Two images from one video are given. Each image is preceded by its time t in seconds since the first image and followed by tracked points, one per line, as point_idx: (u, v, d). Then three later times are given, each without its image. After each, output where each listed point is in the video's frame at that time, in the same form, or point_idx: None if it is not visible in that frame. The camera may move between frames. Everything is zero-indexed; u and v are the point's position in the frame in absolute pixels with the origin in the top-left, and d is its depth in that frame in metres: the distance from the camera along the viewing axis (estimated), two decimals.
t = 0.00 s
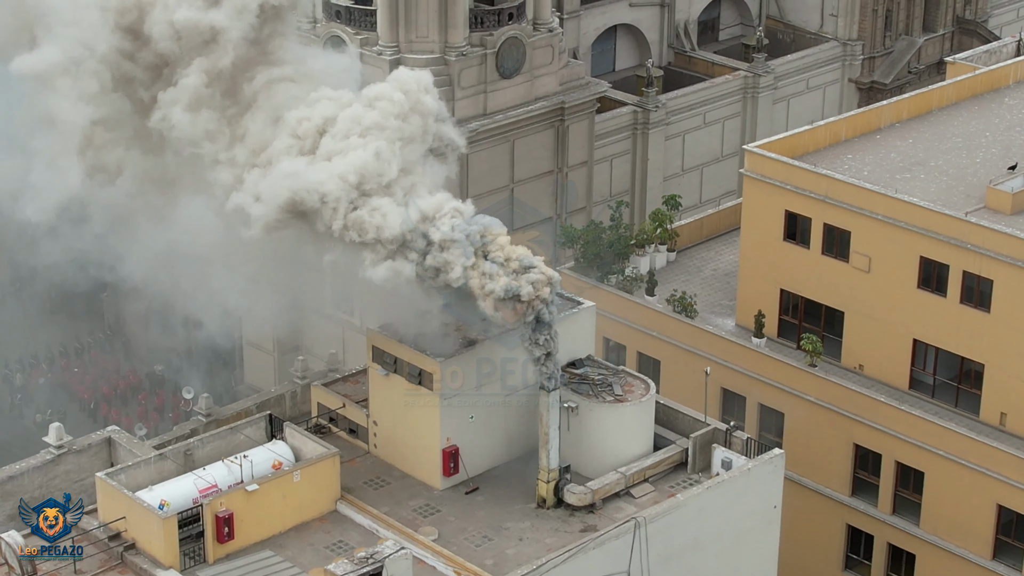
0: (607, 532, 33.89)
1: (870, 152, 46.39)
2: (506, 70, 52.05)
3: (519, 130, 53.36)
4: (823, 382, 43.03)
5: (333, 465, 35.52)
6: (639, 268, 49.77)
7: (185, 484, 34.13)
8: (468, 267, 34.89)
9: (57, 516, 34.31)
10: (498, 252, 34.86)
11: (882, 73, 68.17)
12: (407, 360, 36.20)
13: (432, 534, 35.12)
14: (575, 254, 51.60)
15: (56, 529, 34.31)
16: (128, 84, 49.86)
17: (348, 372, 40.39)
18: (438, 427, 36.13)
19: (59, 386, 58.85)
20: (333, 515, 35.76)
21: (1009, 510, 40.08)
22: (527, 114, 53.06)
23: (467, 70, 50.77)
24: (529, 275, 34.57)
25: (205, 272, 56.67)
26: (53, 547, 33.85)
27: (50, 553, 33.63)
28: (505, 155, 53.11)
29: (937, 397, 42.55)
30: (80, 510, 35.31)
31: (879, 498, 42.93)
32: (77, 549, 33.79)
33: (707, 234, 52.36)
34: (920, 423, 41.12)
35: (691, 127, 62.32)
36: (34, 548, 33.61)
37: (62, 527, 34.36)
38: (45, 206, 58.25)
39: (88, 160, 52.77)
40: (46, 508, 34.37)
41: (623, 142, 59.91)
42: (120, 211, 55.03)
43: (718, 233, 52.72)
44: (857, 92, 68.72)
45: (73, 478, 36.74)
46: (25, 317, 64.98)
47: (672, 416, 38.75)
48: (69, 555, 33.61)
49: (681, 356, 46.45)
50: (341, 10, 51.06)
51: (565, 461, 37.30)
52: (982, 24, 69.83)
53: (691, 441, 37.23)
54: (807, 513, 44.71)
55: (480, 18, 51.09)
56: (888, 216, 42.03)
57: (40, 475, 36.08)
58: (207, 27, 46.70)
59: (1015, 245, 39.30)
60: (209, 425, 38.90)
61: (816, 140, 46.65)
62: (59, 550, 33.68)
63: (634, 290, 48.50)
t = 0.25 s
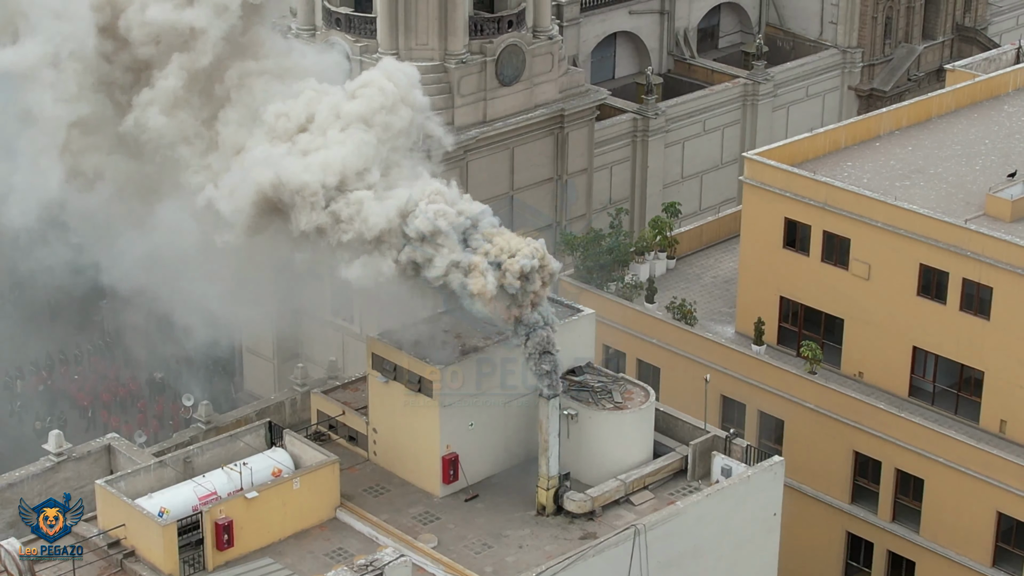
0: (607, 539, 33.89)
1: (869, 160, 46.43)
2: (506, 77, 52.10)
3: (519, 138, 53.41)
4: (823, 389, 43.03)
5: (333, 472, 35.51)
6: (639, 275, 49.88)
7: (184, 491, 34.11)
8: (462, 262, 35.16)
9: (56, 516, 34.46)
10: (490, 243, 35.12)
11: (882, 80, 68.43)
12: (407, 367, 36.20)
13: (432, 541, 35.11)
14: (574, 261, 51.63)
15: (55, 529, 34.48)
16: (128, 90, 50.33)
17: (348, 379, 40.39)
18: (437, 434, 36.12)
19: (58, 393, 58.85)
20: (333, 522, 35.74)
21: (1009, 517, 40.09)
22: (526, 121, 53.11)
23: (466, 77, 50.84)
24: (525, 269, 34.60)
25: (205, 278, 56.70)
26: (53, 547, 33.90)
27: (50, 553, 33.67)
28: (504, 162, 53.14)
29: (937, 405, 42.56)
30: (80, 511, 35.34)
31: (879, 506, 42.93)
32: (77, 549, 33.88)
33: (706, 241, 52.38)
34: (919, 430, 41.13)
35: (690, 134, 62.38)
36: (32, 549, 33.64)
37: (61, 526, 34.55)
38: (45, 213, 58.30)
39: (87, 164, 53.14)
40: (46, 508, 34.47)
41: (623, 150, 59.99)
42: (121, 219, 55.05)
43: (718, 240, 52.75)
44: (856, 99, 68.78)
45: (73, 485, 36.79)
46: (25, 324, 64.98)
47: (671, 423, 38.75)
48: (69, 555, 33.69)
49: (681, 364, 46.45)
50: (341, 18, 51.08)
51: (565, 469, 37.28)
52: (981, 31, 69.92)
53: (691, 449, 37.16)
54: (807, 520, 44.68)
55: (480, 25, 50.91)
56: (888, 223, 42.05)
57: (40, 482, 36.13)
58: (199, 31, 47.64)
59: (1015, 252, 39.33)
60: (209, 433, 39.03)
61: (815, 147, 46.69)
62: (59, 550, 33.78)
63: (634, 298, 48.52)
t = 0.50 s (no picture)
0: (607, 544, 33.90)
1: (869, 165, 46.44)
2: (506, 82, 52.14)
3: (519, 143, 53.42)
4: (823, 394, 43.02)
5: (333, 478, 35.49)
6: (639, 281, 49.77)
7: (184, 497, 34.10)
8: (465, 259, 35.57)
9: (56, 516, 34.80)
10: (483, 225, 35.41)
11: (881, 85, 68.15)
12: (407, 373, 36.21)
13: (432, 547, 35.10)
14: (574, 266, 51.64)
15: (55, 529, 34.72)
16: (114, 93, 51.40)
17: (347, 385, 40.38)
18: (437, 439, 36.13)
19: (58, 398, 58.88)
20: (333, 527, 35.72)
21: (1009, 523, 40.07)
22: (526, 126, 53.09)
23: (467, 82, 50.89)
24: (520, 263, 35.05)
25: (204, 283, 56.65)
26: (52, 546, 34.11)
27: (47, 553, 33.90)
28: (504, 167, 53.16)
29: (937, 410, 42.55)
30: (79, 511, 35.60)
31: (879, 511, 42.92)
32: (77, 548, 34.04)
33: (706, 246, 52.39)
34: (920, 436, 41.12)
35: (690, 140, 62.41)
36: (32, 548, 33.88)
37: (61, 526, 34.79)
38: (45, 219, 58.30)
39: (77, 168, 54.21)
40: (46, 509, 34.90)
41: (623, 155, 60.03)
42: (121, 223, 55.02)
43: (718, 245, 52.75)
44: (856, 105, 68.82)
45: (72, 490, 36.80)
46: (24, 329, 64.98)
47: (671, 429, 38.74)
48: (69, 554, 33.87)
49: (681, 369, 46.44)
50: (341, 23, 51.05)
51: (565, 474, 37.26)
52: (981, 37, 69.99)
53: (691, 453, 37.25)
54: (807, 526, 44.65)
55: (479, 30, 51.06)
56: (888, 228, 42.06)
57: (40, 487, 36.14)
58: (179, 29, 48.45)
59: (1015, 258, 39.35)
60: (208, 438, 39.01)
61: (815, 153, 46.71)
62: (58, 550, 33.97)
63: (634, 303, 48.50)
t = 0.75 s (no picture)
0: (607, 550, 33.88)
1: (869, 170, 46.45)
2: (506, 87, 52.15)
3: (519, 149, 53.36)
4: (823, 400, 43.03)
5: (332, 483, 35.46)
6: (639, 286, 49.72)
7: (184, 502, 34.07)
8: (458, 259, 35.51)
9: (56, 516, 34.94)
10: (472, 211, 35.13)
11: (882, 90, 68.36)
12: (407, 378, 36.21)
13: (432, 552, 35.07)
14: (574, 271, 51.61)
15: (55, 529, 34.86)
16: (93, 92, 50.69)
17: (347, 391, 40.39)
18: (437, 444, 36.11)
19: (58, 404, 58.83)
20: (332, 533, 35.68)
21: (1008, 528, 40.07)
22: (526, 131, 53.09)
23: (466, 88, 50.92)
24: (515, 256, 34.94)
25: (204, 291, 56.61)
26: (53, 547, 34.24)
27: (48, 553, 34.03)
28: (504, 172, 53.12)
29: (937, 416, 42.54)
30: (79, 511, 35.82)
31: (879, 516, 42.92)
32: (77, 548, 34.26)
33: (706, 251, 52.40)
34: (919, 441, 41.12)
35: (690, 145, 62.43)
36: (32, 549, 34.04)
37: (62, 527, 34.92)
38: (45, 226, 58.26)
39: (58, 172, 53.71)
40: (46, 509, 35.02)
41: (623, 160, 60.06)
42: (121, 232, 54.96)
43: (718, 251, 52.75)
44: (856, 110, 68.82)
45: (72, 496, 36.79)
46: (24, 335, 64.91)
47: (671, 434, 38.73)
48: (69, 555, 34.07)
49: (681, 375, 46.44)
50: (341, 28, 51.14)
51: (565, 479, 37.24)
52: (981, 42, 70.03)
53: (691, 459, 37.23)
54: (807, 531, 44.64)
55: (479, 36, 50.98)
56: (888, 234, 42.07)
57: (40, 492, 36.12)
58: (158, 28, 47.80)
59: (1015, 263, 39.35)
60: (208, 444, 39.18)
61: (815, 158, 46.71)
62: (58, 550, 34.12)
63: (634, 308, 48.51)
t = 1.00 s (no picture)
0: (606, 556, 33.88)
1: (869, 176, 46.49)
2: (506, 93, 52.18)
3: (519, 155, 53.33)
4: (823, 405, 43.03)
5: (332, 489, 35.42)
6: (639, 291, 49.91)
7: (183, 508, 34.05)
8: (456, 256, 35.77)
9: (56, 516, 35.63)
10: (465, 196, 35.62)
11: (881, 96, 68.36)
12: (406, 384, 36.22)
13: (431, 558, 35.06)
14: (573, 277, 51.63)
15: (55, 529, 35.59)
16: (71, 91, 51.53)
17: (347, 396, 40.40)
18: (437, 450, 36.10)
19: (58, 410, 58.86)
20: (332, 538, 35.63)
21: (1008, 534, 40.05)
22: (526, 138, 53.07)
23: (466, 94, 50.91)
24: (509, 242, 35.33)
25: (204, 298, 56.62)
26: (54, 547, 34.22)
27: (50, 553, 34.04)
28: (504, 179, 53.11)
29: (936, 421, 42.54)
30: (80, 510, 36.38)
31: (878, 522, 42.91)
32: (77, 549, 34.26)
33: (706, 257, 52.42)
34: (919, 447, 41.12)
35: (690, 150, 62.49)
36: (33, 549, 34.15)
37: (61, 527, 35.66)
38: (40, 233, 58.45)
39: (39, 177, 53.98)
40: (46, 509, 35.63)
41: (623, 166, 60.09)
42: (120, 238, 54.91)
43: (717, 256, 52.77)
44: (856, 116, 68.87)
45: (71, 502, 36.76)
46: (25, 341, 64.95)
47: (671, 440, 38.76)
48: (70, 555, 34.03)
49: (681, 380, 46.45)
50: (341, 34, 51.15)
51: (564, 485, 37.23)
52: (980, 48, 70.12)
53: (691, 464, 37.25)
54: (807, 537, 44.62)
55: (479, 42, 51.09)
56: (887, 239, 42.09)
57: (39, 498, 36.15)
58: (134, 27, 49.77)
59: (1014, 269, 39.35)
60: (208, 449, 39.26)
61: (814, 164, 46.74)
62: (59, 550, 34.10)
63: (634, 314, 48.61)
